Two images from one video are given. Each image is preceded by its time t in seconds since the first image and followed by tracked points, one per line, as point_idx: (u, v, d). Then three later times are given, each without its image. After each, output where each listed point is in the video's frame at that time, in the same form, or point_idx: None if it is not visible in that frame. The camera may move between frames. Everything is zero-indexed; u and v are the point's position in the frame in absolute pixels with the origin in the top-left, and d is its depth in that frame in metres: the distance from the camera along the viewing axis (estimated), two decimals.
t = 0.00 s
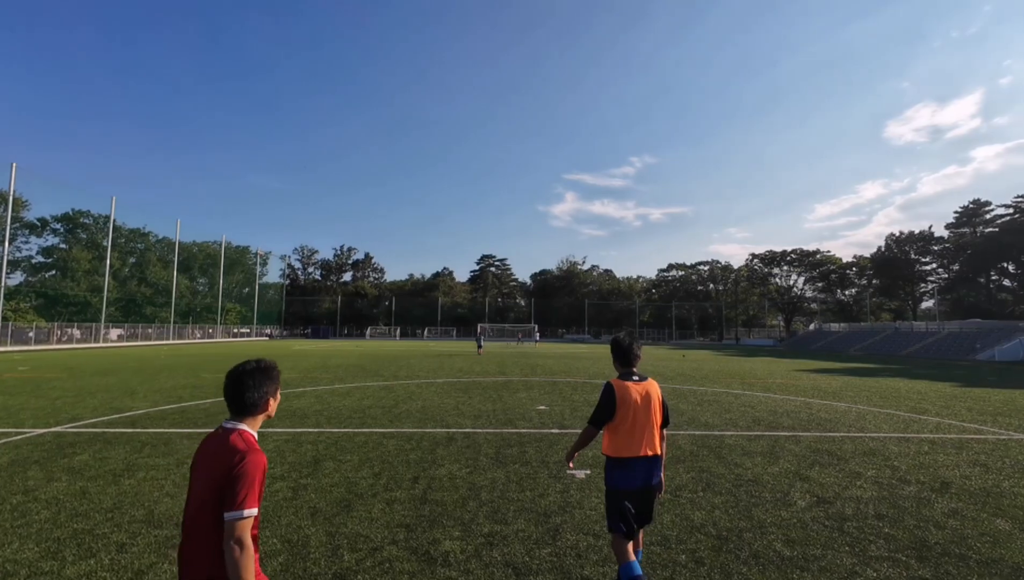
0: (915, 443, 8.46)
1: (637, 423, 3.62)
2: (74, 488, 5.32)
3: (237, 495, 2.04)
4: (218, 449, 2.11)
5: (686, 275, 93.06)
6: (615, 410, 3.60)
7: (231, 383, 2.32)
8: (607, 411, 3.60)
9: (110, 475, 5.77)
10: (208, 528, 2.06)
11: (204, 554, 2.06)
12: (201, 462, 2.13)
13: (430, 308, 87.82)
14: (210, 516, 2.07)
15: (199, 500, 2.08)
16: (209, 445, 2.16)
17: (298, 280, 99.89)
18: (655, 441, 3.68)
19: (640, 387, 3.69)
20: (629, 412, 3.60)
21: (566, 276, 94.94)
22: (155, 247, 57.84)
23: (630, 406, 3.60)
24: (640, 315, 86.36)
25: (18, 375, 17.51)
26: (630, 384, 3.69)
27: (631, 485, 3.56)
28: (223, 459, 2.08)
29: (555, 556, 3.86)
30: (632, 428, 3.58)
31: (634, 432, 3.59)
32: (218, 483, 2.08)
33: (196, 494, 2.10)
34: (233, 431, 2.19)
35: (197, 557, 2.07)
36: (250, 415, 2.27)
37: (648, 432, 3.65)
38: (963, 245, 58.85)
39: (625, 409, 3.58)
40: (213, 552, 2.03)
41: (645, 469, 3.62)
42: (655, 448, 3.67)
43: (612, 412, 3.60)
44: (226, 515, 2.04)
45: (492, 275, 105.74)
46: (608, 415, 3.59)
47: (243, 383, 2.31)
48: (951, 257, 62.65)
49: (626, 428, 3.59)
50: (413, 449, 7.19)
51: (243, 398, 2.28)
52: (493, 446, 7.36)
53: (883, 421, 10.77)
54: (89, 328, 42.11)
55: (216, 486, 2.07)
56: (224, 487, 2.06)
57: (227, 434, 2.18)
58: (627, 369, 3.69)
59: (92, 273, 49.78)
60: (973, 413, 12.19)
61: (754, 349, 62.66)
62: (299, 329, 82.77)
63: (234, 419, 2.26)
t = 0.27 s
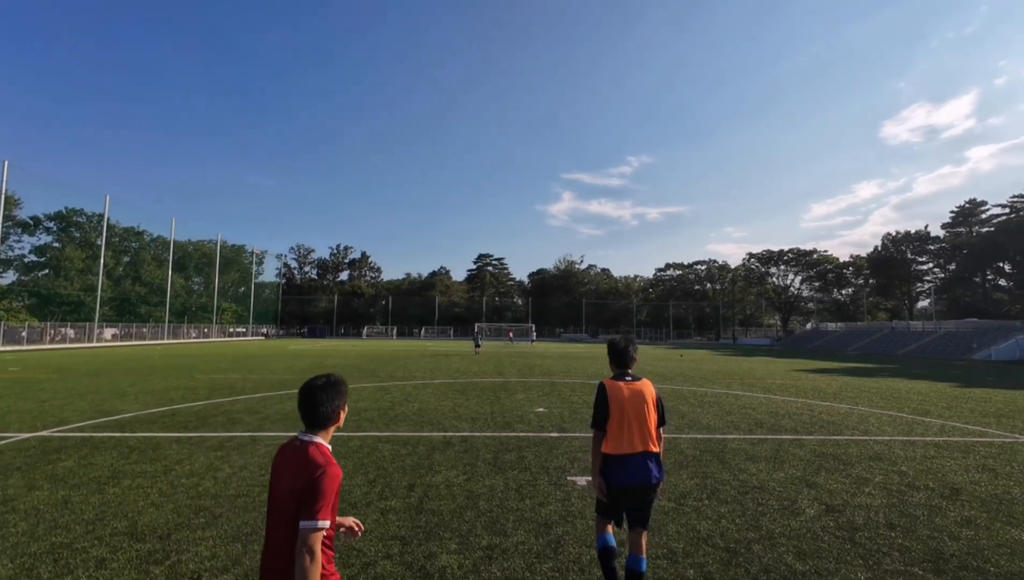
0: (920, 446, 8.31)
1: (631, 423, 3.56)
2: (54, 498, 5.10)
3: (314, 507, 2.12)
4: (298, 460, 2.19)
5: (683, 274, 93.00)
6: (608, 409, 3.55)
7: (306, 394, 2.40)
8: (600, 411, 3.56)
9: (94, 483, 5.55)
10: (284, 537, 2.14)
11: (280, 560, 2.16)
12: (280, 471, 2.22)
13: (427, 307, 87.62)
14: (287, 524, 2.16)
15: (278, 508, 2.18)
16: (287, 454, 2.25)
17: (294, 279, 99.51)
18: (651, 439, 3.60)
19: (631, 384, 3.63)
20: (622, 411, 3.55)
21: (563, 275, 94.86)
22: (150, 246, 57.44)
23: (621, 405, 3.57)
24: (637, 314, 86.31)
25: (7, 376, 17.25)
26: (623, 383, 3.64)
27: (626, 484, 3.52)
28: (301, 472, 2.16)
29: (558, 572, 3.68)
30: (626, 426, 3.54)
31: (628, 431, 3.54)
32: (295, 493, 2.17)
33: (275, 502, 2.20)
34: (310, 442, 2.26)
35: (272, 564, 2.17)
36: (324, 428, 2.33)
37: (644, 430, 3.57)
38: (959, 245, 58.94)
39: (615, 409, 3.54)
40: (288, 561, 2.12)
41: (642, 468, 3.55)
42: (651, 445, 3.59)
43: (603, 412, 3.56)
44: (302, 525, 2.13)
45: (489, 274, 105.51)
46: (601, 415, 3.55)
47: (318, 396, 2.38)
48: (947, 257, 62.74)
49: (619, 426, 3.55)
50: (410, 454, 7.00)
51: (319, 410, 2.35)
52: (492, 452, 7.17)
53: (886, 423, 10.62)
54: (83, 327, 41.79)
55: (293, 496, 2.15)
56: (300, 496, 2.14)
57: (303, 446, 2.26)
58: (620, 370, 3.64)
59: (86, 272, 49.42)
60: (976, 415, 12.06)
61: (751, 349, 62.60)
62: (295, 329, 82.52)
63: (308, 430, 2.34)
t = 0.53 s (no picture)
0: (926, 446, 8.11)
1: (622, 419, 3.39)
2: (25, 504, 4.86)
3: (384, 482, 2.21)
4: (362, 439, 2.26)
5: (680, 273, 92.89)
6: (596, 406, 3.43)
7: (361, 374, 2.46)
8: (589, 411, 3.45)
9: (70, 488, 5.31)
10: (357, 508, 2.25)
11: (352, 535, 2.26)
12: (342, 449, 2.29)
13: (423, 307, 87.35)
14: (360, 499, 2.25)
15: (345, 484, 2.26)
16: (345, 434, 2.33)
17: (290, 278, 99.00)
18: (643, 435, 3.42)
19: (622, 382, 3.48)
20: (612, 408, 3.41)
21: (560, 275, 94.71)
22: (143, 245, 56.94)
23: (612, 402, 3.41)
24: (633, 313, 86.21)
25: None
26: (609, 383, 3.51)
27: (619, 484, 3.35)
28: (369, 448, 2.23)
29: None
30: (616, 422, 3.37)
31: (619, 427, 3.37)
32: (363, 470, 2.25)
33: (340, 478, 2.28)
34: (366, 423, 2.33)
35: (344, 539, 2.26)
36: (379, 408, 2.40)
37: (635, 428, 3.39)
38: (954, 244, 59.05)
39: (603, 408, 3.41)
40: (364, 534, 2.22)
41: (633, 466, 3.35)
42: (644, 442, 3.40)
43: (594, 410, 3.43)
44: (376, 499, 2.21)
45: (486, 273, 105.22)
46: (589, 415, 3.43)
47: (375, 376, 2.44)
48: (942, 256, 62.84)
49: (608, 424, 3.39)
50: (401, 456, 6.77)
51: (374, 391, 2.42)
52: (487, 453, 6.96)
53: (889, 423, 10.42)
54: (75, 326, 41.35)
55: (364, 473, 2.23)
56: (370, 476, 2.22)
57: (360, 426, 2.33)
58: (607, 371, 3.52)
59: (78, 270, 48.96)
60: (978, 415, 11.88)
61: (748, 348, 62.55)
62: (291, 328, 82.08)
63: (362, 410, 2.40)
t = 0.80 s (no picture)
0: (931, 447, 7.91)
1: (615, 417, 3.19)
2: None
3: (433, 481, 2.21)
4: (410, 441, 2.26)
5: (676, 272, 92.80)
6: (584, 406, 3.26)
7: (402, 380, 2.47)
8: (579, 413, 3.29)
9: (41, 495, 5.05)
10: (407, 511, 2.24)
11: (402, 537, 2.24)
12: (391, 451, 2.28)
13: (419, 306, 87.02)
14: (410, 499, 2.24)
15: (395, 485, 2.25)
16: (392, 437, 2.32)
17: (285, 277, 98.48)
18: (637, 433, 3.20)
19: (613, 385, 3.29)
20: (602, 406, 3.22)
21: (556, 273, 94.55)
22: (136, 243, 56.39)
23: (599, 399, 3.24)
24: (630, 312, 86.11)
25: None
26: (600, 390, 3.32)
27: (612, 485, 3.10)
28: (418, 449, 2.24)
29: None
30: (604, 420, 3.17)
31: (608, 426, 3.16)
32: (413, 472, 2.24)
33: (390, 479, 2.27)
34: (411, 426, 2.33)
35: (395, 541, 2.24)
36: (422, 410, 2.40)
37: (627, 427, 3.17)
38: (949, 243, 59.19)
39: (593, 407, 3.22)
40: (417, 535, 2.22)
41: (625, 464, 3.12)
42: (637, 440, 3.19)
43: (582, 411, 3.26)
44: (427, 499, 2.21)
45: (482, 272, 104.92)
46: (579, 415, 3.26)
47: (417, 379, 2.44)
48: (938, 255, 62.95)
49: (598, 423, 3.18)
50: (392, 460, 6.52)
51: (417, 394, 2.42)
52: (481, 457, 6.73)
53: (890, 423, 10.23)
54: (66, 326, 40.95)
55: (414, 475, 2.23)
56: (421, 475, 2.22)
57: (406, 429, 2.32)
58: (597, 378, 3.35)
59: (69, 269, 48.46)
60: (979, 415, 11.70)
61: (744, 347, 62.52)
62: (286, 328, 81.69)
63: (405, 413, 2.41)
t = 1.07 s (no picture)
0: (942, 448, 7.68)
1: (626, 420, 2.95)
2: None
3: (476, 465, 2.19)
4: (459, 426, 2.27)
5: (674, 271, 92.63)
6: (594, 411, 3.03)
7: (456, 370, 2.53)
8: (590, 416, 3.06)
9: (15, 502, 4.81)
10: (451, 497, 2.23)
11: (444, 527, 2.22)
12: (441, 436, 2.30)
13: (417, 305, 86.72)
14: (454, 486, 2.23)
15: (440, 471, 2.25)
16: (442, 424, 2.33)
17: (281, 276, 98.12)
18: (650, 433, 2.92)
19: (625, 394, 3.07)
20: (614, 408, 3.00)
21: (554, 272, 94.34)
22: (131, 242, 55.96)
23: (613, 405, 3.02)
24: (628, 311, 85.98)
25: None
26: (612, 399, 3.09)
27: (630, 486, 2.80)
28: (467, 433, 2.23)
29: None
30: (618, 423, 2.92)
31: (621, 426, 2.91)
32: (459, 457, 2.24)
33: (438, 467, 2.28)
34: (460, 414, 2.34)
35: (439, 527, 2.23)
36: (469, 401, 2.44)
37: (639, 426, 2.93)
38: (947, 242, 59.19)
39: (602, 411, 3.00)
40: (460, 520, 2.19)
41: (637, 467, 2.83)
42: (652, 440, 2.91)
43: (593, 415, 3.02)
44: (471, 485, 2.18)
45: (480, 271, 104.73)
46: (589, 418, 3.02)
47: (468, 374, 2.50)
48: (935, 254, 62.94)
49: (610, 424, 2.94)
50: (388, 464, 6.28)
51: (469, 383, 2.48)
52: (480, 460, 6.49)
53: (897, 423, 10.01)
54: (60, 325, 40.58)
55: (459, 460, 2.22)
56: (466, 461, 2.21)
57: (456, 415, 2.34)
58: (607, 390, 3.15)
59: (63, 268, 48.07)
60: (986, 415, 11.50)
61: (742, 346, 62.38)
62: (282, 327, 81.48)
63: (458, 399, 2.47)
